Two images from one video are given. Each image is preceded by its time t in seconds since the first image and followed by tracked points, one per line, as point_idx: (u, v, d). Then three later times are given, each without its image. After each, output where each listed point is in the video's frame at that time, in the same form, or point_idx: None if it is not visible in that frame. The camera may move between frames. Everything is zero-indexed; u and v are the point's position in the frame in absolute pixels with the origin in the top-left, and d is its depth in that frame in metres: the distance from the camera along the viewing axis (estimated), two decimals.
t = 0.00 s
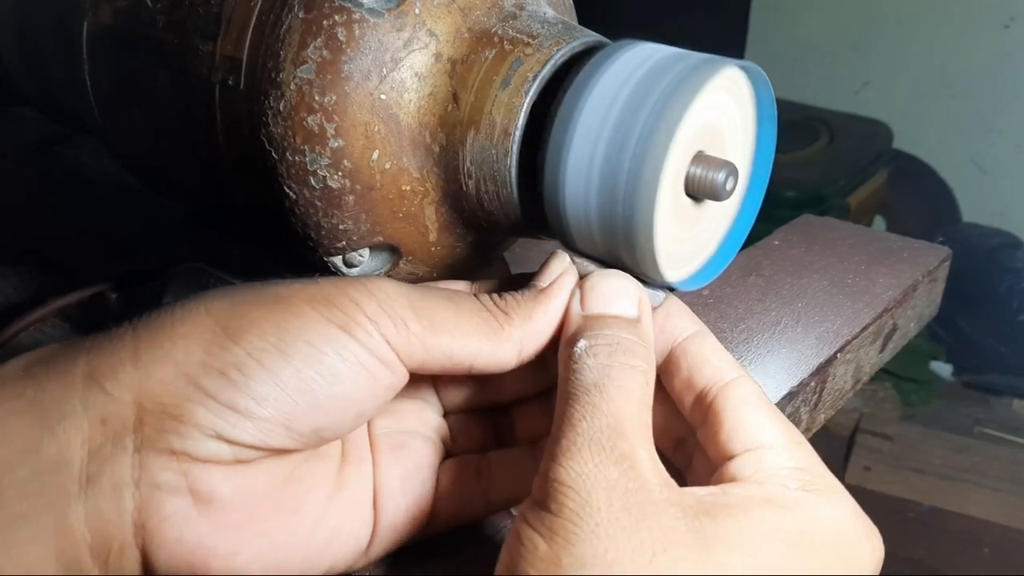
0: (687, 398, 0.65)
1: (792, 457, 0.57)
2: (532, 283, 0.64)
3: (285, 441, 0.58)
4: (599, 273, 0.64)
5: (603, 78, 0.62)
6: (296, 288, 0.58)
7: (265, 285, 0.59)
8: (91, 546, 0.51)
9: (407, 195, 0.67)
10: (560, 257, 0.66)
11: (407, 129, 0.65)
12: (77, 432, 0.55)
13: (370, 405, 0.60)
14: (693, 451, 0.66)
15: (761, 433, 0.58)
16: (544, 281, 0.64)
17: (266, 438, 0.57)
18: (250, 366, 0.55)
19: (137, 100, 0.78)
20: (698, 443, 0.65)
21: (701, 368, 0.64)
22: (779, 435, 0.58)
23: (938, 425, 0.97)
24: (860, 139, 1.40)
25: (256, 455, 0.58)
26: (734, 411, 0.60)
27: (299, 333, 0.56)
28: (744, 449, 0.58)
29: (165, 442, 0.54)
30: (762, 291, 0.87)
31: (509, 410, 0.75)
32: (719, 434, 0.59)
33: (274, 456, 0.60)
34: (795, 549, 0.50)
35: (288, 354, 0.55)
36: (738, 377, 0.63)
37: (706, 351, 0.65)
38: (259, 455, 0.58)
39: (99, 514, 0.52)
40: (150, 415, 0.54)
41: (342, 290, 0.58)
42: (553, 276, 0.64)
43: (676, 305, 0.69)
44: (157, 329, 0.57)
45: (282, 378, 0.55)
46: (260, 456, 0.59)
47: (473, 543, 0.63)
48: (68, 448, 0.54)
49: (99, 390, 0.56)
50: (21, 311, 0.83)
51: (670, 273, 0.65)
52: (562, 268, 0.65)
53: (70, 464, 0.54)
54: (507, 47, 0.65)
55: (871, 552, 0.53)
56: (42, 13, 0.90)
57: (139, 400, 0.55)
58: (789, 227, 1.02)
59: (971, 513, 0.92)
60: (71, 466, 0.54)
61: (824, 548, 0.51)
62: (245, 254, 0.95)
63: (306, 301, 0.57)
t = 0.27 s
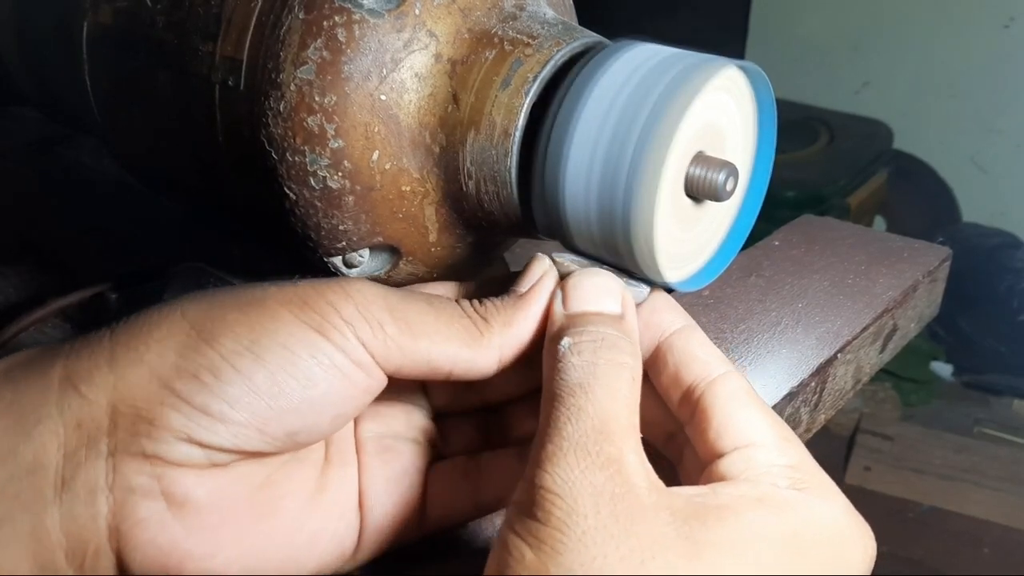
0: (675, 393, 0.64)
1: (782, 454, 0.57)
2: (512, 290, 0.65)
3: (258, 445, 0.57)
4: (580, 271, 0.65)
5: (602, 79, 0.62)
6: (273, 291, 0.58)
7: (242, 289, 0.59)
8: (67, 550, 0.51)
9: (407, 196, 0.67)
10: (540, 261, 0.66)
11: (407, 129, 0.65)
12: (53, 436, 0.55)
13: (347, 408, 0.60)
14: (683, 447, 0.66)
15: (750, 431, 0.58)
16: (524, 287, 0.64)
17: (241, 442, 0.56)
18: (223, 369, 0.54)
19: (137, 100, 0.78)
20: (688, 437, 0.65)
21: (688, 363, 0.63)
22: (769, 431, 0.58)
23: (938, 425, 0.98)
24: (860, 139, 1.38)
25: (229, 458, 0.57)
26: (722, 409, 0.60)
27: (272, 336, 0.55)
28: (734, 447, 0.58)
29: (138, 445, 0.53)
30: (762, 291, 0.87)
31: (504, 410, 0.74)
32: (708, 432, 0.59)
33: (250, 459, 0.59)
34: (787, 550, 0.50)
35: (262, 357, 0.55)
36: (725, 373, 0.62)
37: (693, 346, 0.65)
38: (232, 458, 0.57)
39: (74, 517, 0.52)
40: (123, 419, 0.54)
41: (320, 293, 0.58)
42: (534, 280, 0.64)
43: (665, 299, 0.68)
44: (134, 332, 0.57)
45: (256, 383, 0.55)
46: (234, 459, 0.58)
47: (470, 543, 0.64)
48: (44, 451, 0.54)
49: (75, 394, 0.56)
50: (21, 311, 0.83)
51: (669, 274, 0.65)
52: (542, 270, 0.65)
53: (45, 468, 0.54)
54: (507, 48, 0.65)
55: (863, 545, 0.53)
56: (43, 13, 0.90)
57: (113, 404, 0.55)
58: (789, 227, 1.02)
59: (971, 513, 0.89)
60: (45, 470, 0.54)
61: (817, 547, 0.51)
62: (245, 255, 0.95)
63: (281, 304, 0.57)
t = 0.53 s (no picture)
0: (693, 399, 0.65)
1: (796, 456, 0.57)
2: (541, 291, 0.64)
3: (298, 434, 0.59)
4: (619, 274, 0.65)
5: (603, 79, 0.62)
6: (316, 282, 0.58)
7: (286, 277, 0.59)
8: (106, 530, 0.52)
9: (407, 196, 0.67)
10: (569, 263, 0.66)
11: (407, 129, 0.65)
12: (97, 417, 0.54)
13: (386, 401, 0.61)
14: (700, 453, 0.66)
15: (765, 433, 0.58)
16: (551, 289, 0.64)
17: (282, 429, 0.57)
18: (271, 359, 0.54)
19: (137, 100, 0.78)
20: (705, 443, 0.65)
21: (707, 370, 0.64)
22: (783, 433, 0.58)
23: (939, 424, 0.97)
24: (861, 139, 1.40)
25: (269, 446, 0.59)
26: (737, 411, 0.60)
27: (322, 329, 0.56)
28: (749, 447, 0.58)
29: (184, 429, 0.54)
30: (762, 291, 0.87)
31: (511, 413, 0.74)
32: (723, 435, 0.59)
33: (288, 448, 0.61)
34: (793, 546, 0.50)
35: (310, 349, 0.55)
36: (743, 378, 0.62)
37: (711, 353, 0.65)
38: (271, 446, 0.59)
39: (116, 497, 0.52)
40: (170, 404, 0.54)
41: (364, 288, 0.58)
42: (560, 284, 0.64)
43: (680, 306, 0.69)
44: (177, 315, 0.56)
45: (303, 376, 0.56)
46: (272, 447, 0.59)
47: (471, 542, 0.63)
48: (86, 434, 0.54)
49: (120, 375, 0.54)
50: (21, 311, 0.83)
51: (670, 274, 0.65)
52: (568, 275, 0.65)
53: (88, 449, 0.53)
54: (507, 48, 0.65)
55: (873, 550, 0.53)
56: (42, 13, 0.90)
57: (159, 388, 0.54)
58: (789, 227, 1.02)
59: (970, 513, 0.91)
60: (88, 449, 0.53)
61: (822, 545, 0.51)
62: (245, 255, 0.95)
63: (329, 296, 0.57)
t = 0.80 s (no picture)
0: (693, 400, 0.65)
1: (796, 459, 0.57)
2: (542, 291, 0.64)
3: (303, 434, 0.59)
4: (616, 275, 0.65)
5: (603, 79, 0.62)
6: (322, 284, 0.57)
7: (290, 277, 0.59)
8: (110, 533, 0.52)
9: (407, 196, 0.67)
10: (570, 263, 0.66)
11: (407, 129, 0.65)
12: (99, 419, 0.54)
13: (389, 401, 0.61)
14: (699, 455, 0.65)
15: (764, 435, 0.58)
16: (553, 289, 0.64)
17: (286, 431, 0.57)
18: (274, 358, 0.55)
19: (137, 100, 0.78)
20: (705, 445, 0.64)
21: (706, 371, 0.64)
22: (782, 436, 0.58)
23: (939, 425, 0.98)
24: (860, 139, 1.38)
25: (275, 448, 0.59)
26: (737, 414, 0.60)
27: (325, 329, 0.56)
28: (748, 450, 0.58)
29: (188, 430, 0.54)
30: (762, 291, 0.87)
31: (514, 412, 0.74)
32: (723, 437, 0.60)
33: (292, 450, 0.61)
34: (793, 551, 0.50)
35: (314, 350, 0.56)
36: (743, 381, 0.63)
37: (711, 355, 0.65)
38: (277, 448, 0.59)
39: (119, 500, 0.52)
40: (174, 405, 0.54)
41: (367, 287, 0.58)
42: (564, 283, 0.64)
43: (684, 307, 0.69)
44: (181, 316, 0.56)
45: (307, 374, 0.56)
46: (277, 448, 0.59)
47: (476, 539, 0.63)
48: (90, 436, 0.53)
49: (124, 377, 0.55)
50: (21, 311, 0.83)
51: (670, 274, 0.65)
52: (570, 276, 0.64)
53: (91, 451, 0.53)
54: (507, 48, 0.65)
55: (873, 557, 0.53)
56: (43, 12, 0.90)
57: (163, 389, 0.54)
58: (789, 227, 1.02)
59: (971, 513, 0.89)
60: (91, 451, 0.53)
61: (823, 552, 0.51)
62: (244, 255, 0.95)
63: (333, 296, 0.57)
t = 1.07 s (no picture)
0: (698, 402, 0.64)
1: (800, 460, 0.57)
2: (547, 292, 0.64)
3: (308, 435, 0.59)
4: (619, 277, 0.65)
5: (604, 79, 0.62)
6: (330, 283, 0.58)
7: (295, 279, 0.59)
8: (114, 531, 0.52)
9: (408, 196, 0.67)
10: (573, 264, 0.66)
11: (408, 130, 0.65)
12: (104, 417, 0.54)
13: (395, 402, 0.61)
14: (706, 457, 0.65)
15: (768, 436, 0.58)
16: (558, 290, 0.64)
17: (289, 432, 0.57)
18: (281, 360, 0.55)
19: (137, 101, 0.78)
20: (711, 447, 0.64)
21: (711, 373, 0.64)
22: (787, 437, 0.58)
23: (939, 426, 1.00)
24: (860, 139, 1.37)
25: (278, 446, 0.59)
26: (740, 415, 0.60)
27: (332, 331, 0.56)
28: (752, 451, 0.58)
29: (192, 429, 0.54)
30: (762, 291, 0.87)
31: (518, 414, 0.74)
32: (727, 438, 0.59)
33: (296, 448, 0.61)
34: (793, 549, 0.49)
35: (321, 351, 0.56)
36: (747, 382, 0.62)
37: (715, 357, 0.65)
38: (281, 446, 0.59)
39: (123, 498, 0.52)
40: (179, 404, 0.54)
41: (376, 289, 0.58)
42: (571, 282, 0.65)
43: (688, 311, 0.69)
44: (189, 315, 0.56)
45: (312, 375, 0.56)
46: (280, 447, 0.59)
47: (477, 542, 0.62)
48: (95, 433, 0.54)
49: (130, 375, 0.55)
50: (21, 312, 0.84)
51: (670, 274, 0.65)
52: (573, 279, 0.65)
53: (96, 449, 0.53)
54: (507, 49, 0.65)
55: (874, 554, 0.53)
56: (43, 13, 0.90)
57: (169, 388, 0.54)
58: (789, 227, 1.02)
59: (971, 513, 0.89)
60: (96, 450, 0.53)
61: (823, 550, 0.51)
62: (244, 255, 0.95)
63: (339, 298, 0.57)
